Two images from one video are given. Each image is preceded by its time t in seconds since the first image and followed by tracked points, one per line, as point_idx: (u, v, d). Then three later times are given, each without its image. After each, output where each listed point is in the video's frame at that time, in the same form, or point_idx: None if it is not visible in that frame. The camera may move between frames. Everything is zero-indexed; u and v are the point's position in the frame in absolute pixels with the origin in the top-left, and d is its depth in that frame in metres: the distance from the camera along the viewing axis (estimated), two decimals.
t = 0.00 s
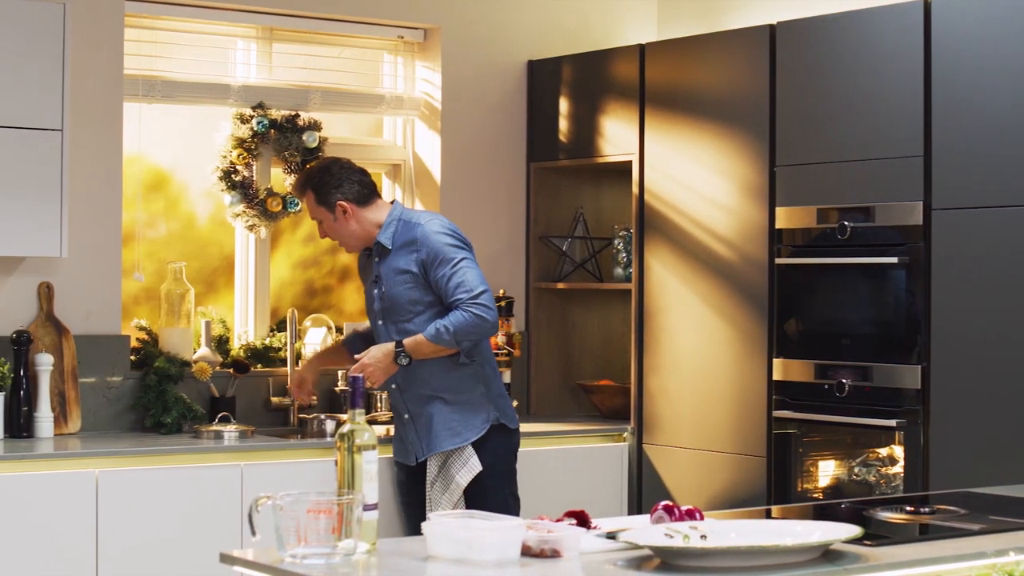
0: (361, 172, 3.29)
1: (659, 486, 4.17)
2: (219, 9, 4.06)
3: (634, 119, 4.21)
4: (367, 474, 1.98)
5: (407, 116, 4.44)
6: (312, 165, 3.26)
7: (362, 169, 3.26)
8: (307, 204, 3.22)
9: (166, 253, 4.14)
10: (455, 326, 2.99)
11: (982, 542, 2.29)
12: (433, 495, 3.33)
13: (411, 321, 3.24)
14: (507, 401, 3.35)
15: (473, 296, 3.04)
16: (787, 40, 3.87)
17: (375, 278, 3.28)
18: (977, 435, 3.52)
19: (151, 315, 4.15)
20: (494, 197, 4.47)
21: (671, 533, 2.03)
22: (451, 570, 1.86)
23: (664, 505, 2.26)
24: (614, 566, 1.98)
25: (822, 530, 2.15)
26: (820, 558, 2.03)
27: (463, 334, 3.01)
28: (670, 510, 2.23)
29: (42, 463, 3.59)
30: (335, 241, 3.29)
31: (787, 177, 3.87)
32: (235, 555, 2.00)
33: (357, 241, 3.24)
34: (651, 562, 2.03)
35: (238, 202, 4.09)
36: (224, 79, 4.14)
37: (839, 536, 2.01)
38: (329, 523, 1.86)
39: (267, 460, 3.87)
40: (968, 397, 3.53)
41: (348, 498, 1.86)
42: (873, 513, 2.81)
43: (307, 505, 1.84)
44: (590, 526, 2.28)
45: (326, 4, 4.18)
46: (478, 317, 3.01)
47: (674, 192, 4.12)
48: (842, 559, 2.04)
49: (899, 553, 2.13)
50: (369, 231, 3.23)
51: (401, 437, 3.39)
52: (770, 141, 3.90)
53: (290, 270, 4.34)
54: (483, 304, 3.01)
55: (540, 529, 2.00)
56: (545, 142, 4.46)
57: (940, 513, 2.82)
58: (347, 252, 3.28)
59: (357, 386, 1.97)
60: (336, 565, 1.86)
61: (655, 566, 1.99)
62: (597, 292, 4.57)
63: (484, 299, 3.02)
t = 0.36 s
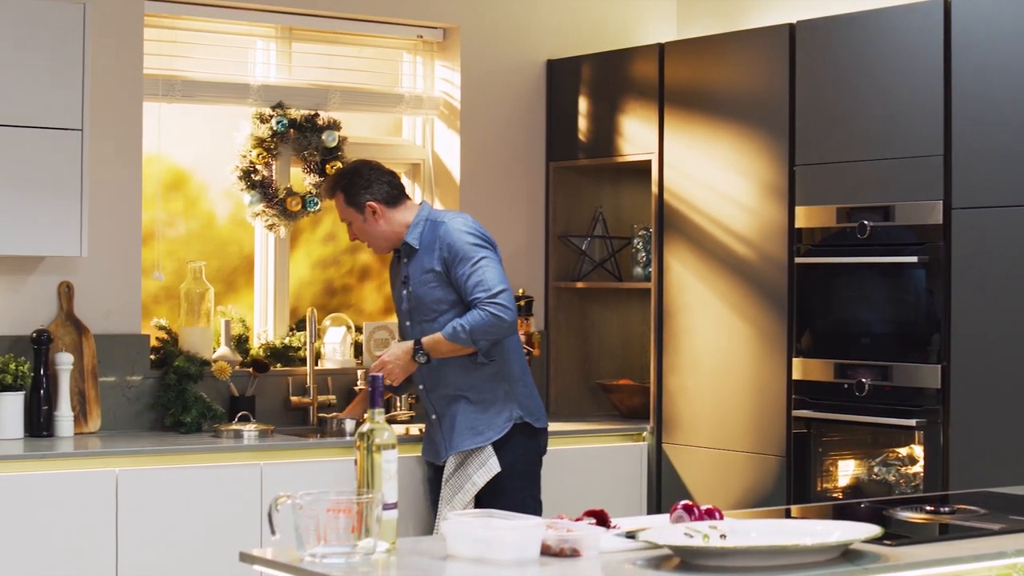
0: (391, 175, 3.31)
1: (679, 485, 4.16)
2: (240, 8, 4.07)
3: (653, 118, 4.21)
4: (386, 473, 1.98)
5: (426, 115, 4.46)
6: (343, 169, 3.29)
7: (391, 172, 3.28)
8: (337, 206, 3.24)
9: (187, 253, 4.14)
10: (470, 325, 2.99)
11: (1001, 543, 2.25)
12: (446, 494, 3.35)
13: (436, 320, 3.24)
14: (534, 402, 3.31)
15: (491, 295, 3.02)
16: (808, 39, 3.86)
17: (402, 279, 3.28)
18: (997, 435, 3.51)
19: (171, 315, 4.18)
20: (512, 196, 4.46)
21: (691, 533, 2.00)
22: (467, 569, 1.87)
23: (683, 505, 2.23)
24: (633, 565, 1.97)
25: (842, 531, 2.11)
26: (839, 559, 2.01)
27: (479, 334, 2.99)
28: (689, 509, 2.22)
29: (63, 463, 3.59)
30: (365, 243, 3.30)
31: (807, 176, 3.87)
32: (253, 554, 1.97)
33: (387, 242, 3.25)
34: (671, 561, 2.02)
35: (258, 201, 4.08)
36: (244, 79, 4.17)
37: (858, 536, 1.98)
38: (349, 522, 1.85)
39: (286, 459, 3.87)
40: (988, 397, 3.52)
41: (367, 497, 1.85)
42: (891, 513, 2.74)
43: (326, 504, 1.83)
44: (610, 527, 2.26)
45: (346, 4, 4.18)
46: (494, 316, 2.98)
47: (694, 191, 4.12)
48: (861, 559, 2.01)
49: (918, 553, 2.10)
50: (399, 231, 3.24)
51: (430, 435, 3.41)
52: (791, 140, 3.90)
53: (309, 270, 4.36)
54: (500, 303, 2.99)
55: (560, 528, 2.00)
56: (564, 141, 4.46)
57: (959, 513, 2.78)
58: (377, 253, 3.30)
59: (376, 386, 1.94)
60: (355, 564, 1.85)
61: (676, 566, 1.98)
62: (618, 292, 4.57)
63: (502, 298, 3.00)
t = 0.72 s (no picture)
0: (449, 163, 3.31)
1: (697, 480, 4.16)
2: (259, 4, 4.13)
3: (669, 113, 4.22)
4: (404, 469, 1.98)
5: (444, 110, 4.50)
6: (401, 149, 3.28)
7: (451, 161, 3.27)
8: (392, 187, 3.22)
9: (204, 248, 4.17)
10: (518, 327, 3.04)
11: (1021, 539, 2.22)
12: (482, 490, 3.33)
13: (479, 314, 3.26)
14: (567, 405, 3.34)
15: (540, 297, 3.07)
16: (826, 34, 3.86)
17: (449, 271, 3.30)
18: (1016, 430, 3.50)
19: (188, 310, 4.20)
20: (529, 192, 4.50)
21: (709, 527, 2.01)
22: (485, 564, 1.87)
23: (701, 500, 2.25)
24: (651, 561, 1.96)
25: (859, 525, 2.08)
26: (857, 554, 1.99)
27: (525, 336, 3.06)
28: (708, 505, 2.23)
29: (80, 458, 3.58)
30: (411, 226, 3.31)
31: (824, 171, 3.87)
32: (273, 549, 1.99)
33: (434, 230, 3.26)
34: (689, 557, 2.00)
35: (276, 196, 4.15)
36: (261, 75, 4.21)
37: (876, 531, 1.97)
38: (367, 518, 1.86)
39: (304, 454, 3.86)
40: (1007, 392, 3.51)
41: (385, 492, 1.85)
42: (909, 508, 2.63)
43: (343, 499, 1.83)
44: (628, 521, 2.23)
45: None
46: (542, 319, 3.04)
47: (712, 186, 4.12)
48: (879, 555, 1.99)
49: (936, 548, 2.07)
50: (448, 221, 3.25)
51: (460, 430, 3.40)
52: (808, 135, 3.89)
53: (327, 265, 4.39)
54: (549, 306, 3.05)
55: (578, 523, 2.00)
56: (582, 136, 4.48)
57: (977, 508, 2.69)
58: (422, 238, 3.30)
59: (394, 382, 1.96)
60: (373, 560, 1.87)
61: (692, 561, 1.96)
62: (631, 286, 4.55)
63: (551, 302, 3.05)
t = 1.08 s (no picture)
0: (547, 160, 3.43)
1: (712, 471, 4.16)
2: None
3: (685, 105, 4.23)
4: (419, 461, 1.96)
5: (459, 102, 4.55)
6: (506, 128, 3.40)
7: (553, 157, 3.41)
8: (494, 159, 3.32)
9: (220, 240, 4.27)
10: (590, 333, 3.18)
11: None
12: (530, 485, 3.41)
13: (546, 309, 3.36)
14: (613, 411, 3.44)
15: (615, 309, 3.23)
16: (842, 26, 3.85)
17: (525, 260, 3.38)
18: None
19: (204, 302, 4.23)
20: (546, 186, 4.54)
21: (725, 519, 1.95)
22: (502, 557, 1.85)
23: (716, 491, 2.15)
24: (667, 552, 1.91)
25: (875, 517, 2.03)
26: (874, 548, 1.96)
27: (592, 345, 3.20)
28: (723, 496, 2.14)
29: (96, 450, 3.52)
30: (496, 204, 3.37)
31: (840, 162, 3.85)
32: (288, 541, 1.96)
33: (522, 212, 3.34)
34: (705, 549, 1.95)
35: (292, 188, 4.18)
36: (277, 67, 4.23)
37: (893, 523, 1.93)
38: (383, 509, 1.84)
39: (320, 446, 3.83)
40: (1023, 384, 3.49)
41: (401, 485, 1.83)
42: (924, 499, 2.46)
43: (359, 491, 1.82)
44: (644, 514, 2.20)
45: None
46: (614, 330, 3.21)
47: (728, 178, 4.12)
48: (896, 547, 1.95)
49: (952, 540, 2.03)
50: (538, 209, 3.35)
51: (503, 416, 3.47)
52: (824, 126, 3.89)
53: (343, 256, 4.50)
54: (622, 320, 3.23)
55: (593, 515, 1.97)
56: (598, 127, 4.51)
57: (992, 501, 2.48)
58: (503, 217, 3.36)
59: (411, 373, 1.93)
60: (388, 551, 1.86)
61: (708, 553, 1.91)
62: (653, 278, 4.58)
63: (624, 316, 3.23)
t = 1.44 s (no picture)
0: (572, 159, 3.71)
1: (723, 466, 4.17)
2: None
3: (697, 100, 4.23)
4: (430, 456, 1.94)
5: (470, 97, 4.57)
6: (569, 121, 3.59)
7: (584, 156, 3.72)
8: (594, 143, 3.52)
9: (230, 235, 4.29)
10: (643, 324, 3.33)
11: None
12: (581, 479, 3.59)
13: (598, 300, 3.58)
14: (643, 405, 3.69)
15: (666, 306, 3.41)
16: (854, 20, 3.84)
17: (579, 252, 3.62)
18: None
19: (215, 297, 4.25)
20: (557, 183, 4.60)
21: (736, 515, 1.95)
22: (514, 551, 1.85)
23: (727, 486, 2.14)
24: (678, 547, 1.90)
25: (886, 512, 2.00)
26: (885, 541, 1.94)
27: (643, 336, 3.34)
28: (734, 491, 2.13)
29: (110, 444, 3.49)
30: (580, 190, 3.55)
31: (852, 157, 3.85)
32: (298, 536, 1.95)
33: (602, 197, 3.60)
34: (716, 544, 1.93)
35: (303, 183, 4.21)
36: (289, 62, 4.28)
37: (904, 518, 1.90)
38: (394, 504, 1.84)
39: (329, 441, 3.78)
40: None
41: (411, 480, 1.83)
42: (935, 494, 2.40)
43: (370, 486, 1.82)
44: (658, 508, 2.18)
45: None
46: (663, 325, 3.37)
47: (739, 173, 4.11)
48: (907, 542, 1.93)
49: (965, 535, 2.01)
50: (606, 198, 3.64)
51: (540, 406, 3.63)
52: (835, 121, 3.88)
53: (354, 252, 4.51)
54: (670, 317, 3.40)
55: (604, 510, 1.96)
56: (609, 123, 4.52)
57: (1004, 496, 2.41)
58: (589, 203, 3.55)
59: (422, 367, 1.90)
60: (400, 546, 1.84)
61: (718, 548, 1.89)
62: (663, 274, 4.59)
63: (673, 314, 3.41)
